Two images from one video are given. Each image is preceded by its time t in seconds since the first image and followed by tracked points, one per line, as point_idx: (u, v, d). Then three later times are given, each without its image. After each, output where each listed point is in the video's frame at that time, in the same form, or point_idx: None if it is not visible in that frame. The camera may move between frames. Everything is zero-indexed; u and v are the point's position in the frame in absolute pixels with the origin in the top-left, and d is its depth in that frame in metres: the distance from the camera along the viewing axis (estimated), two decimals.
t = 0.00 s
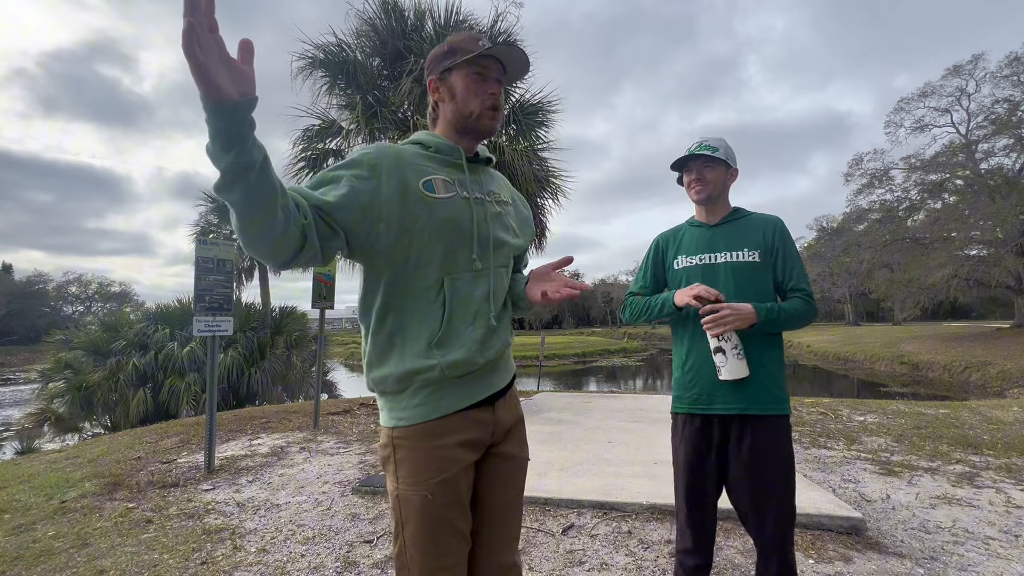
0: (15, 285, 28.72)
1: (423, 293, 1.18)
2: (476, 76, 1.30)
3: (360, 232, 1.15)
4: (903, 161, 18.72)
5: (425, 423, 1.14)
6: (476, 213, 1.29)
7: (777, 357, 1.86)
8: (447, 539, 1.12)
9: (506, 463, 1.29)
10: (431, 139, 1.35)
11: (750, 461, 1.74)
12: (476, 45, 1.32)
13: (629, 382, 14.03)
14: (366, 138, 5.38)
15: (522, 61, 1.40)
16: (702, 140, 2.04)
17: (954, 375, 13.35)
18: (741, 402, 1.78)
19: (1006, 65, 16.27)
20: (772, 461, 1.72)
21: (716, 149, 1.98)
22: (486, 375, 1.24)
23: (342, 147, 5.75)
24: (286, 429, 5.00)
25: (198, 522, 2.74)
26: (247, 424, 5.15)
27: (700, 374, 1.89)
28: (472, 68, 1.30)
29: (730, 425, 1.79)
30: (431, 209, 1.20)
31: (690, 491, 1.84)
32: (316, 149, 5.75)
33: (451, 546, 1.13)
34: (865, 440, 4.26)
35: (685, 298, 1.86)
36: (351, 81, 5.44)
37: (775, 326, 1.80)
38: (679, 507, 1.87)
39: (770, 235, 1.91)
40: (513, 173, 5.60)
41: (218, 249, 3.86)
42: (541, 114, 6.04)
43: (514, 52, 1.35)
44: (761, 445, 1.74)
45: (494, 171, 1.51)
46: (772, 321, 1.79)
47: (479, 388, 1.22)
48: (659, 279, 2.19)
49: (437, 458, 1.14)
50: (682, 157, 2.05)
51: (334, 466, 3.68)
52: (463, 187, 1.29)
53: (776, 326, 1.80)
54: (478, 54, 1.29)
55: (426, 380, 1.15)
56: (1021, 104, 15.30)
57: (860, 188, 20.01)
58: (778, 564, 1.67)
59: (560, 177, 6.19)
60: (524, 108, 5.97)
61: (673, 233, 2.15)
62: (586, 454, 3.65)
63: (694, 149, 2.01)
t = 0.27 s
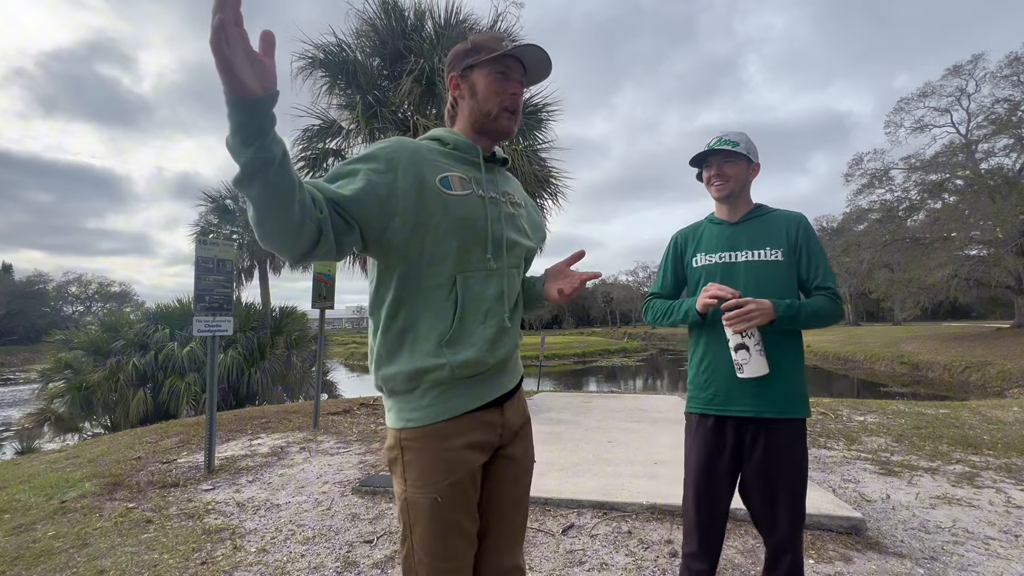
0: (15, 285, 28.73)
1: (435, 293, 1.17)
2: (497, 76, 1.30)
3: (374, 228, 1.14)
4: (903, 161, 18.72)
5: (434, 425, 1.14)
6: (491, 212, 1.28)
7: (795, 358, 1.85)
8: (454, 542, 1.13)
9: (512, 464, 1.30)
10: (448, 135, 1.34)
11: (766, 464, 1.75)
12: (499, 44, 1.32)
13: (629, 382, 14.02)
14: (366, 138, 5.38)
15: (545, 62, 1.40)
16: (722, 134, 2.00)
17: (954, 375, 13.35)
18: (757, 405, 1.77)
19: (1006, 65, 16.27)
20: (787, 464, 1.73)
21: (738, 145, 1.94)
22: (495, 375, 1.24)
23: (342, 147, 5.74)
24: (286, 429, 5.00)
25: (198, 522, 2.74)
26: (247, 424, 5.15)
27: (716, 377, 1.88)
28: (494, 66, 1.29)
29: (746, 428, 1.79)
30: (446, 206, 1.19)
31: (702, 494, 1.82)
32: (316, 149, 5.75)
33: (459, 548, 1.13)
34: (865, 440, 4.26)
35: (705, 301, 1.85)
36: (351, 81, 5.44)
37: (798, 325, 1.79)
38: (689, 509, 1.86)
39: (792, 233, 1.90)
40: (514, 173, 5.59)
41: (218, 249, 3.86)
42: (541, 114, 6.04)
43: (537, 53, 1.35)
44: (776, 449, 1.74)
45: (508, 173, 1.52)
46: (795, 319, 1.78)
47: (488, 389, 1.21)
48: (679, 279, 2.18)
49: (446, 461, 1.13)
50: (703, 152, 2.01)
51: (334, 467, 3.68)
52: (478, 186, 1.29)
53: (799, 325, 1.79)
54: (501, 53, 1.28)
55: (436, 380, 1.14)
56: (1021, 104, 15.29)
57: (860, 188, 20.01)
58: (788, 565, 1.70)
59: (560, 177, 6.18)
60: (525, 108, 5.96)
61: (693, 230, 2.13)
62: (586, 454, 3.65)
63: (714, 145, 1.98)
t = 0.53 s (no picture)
0: (15, 285, 28.75)
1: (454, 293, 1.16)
2: (513, 78, 1.29)
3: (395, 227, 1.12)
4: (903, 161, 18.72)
5: (453, 427, 1.12)
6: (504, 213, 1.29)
7: (812, 358, 1.84)
8: (473, 545, 1.12)
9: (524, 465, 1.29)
10: (460, 135, 1.32)
11: (779, 465, 1.75)
12: (515, 47, 1.32)
13: (629, 382, 14.03)
14: (366, 138, 5.38)
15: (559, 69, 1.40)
16: (738, 131, 2.00)
17: (954, 375, 13.35)
18: (769, 408, 1.76)
19: (1006, 65, 16.27)
20: (799, 466, 1.73)
21: (753, 141, 1.95)
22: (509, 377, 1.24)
23: (342, 147, 5.74)
24: (286, 429, 5.00)
25: (198, 522, 2.74)
26: (246, 424, 5.15)
27: (728, 378, 1.88)
28: (510, 68, 1.29)
29: (759, 430, 1.79)
30: (465, 207, 1.19)
31: (713, 496, 1.82)
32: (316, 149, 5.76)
33: (476, 550, 1.13)
34: (865, 440, 4.26)
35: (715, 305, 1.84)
36: (351, 82, 5.44)
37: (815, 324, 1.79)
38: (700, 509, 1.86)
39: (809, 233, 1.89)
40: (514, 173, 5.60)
41: (218, 249, 3.86)
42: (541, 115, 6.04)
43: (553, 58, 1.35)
44: (788, 451, 1.75)
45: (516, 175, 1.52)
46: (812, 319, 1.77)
47: (502, 391, 1.21)
48: (693, 279, 2.18)
49: (466, 463, 1.12)
50: (718, 150, 2.02)
51: (334, 466, 3.68)
52: (492, 187, 1.28)
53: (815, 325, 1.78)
54: (518, 55, 1.28)
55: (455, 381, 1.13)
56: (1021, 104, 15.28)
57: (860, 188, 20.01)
58: (795, 564, 1.72)
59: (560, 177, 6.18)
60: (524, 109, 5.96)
61: (707, 229, 2.13)
62: (586, 454, 3.65)
63: (729, 141, 1.99)
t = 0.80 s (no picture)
0: (15, 285, 28.76)
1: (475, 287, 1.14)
2: (535, 75, 1.28)
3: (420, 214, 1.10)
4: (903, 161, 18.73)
5: (470, 428, 1.12)
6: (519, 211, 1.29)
7: (822, 358, 1.84)
8: (483, 545, 1.12)
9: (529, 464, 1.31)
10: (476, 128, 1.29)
11: (787, 466, 1.75)
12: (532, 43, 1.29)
13: (629, 382, 14.03)
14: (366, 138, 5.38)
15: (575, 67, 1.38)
16: (752, 128, 2.01)
17: (954, 375, 13.35)
18: (778, 409, 1.76)
19: (1006, 65, 16.27)
20: (807, 468, 1.73)
21: (766, 140, 1.95)
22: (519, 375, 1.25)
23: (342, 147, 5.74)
24: (286, 429, 5.00)
25: (198, 522, 2.74)
26: (246, 424, 5.15)
27: (737, 378, 1.87)
28: (530, 66, 1.27)
29: (767, 432, 1.78)
30: (486, 201, 1.18)
31: (721, 497, 1.82)
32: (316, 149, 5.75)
33: (487, 550, 1.13)
34: (865, 440, 4.26)
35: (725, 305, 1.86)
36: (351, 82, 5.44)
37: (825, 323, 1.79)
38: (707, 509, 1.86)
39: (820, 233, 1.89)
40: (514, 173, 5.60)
41: (218, 249, 3.86)
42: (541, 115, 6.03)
43: (570, 55, 1.33)
44: (796, 452, 1.75)
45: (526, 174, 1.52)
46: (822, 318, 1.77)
47: (513, 390, 1.21)
48: (702, 279, 2.17)
49: (479, 463, 1.12)
50: (729, 148, 2.02)
51: (334, 466, 3.68)
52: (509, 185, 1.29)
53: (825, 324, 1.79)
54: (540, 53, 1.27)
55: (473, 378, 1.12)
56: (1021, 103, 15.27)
57: (860, 188, 20.02)
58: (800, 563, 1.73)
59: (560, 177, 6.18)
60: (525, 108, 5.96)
61: (716, 228, 2.12)
62: (586, 454, 3.65)
63: (742, 139, 1.99)
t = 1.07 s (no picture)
0: (15, 285, 28.75)
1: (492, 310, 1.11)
2: (547, 76, 1.25)
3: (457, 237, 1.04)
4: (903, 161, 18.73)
5: (462, 431, 1.10)
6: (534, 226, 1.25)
7: (827, 357, 1.84)
8: (474, 546, 1.11)
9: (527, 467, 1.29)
10: (491, 134, 1.23)
11: (793, 466, 1.75)
12: (545, 44, 1.26)
13: (629, 382, 14.03)
14: (366, 138, 5.38)
15: (586, 68, 1.36)
16: (759, 128, 2.01)
17: (954, 375, 13.35)
18: (785, 409, 1.76)
19: (1005, 65, 16.28)
20: (812, 467, 1.73)
21: (774, 139, 1.95)
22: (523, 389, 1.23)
23: (343, 147, 5.74)
24: (286, 429, 5.00)
25: (198, 522, 2.74)
26: (247, 425, 5.15)
27: (744, 379, 1.87)
28: (543, 66, 1.24)
29: (774, 431, 1.78)
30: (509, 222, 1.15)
31: (726, 497, 1.82)
32: (316, 149, 5.76)
33: (478, 551, 1.11)
34: (865, 440, 4.26)
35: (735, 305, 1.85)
36: (351, 82, 5.44)
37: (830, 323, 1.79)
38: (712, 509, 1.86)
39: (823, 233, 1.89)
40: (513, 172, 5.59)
41: (218, 249, 3.86)
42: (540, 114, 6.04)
43: (582, 56, 1.30)
44: (803, 452, 1.75)
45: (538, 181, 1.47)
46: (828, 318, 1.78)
47: (513, 405, 1.19)
48: (705, 278, 2.16)
49: (472, 464, 1.11)
50: (736, 147, 2.02)
51: (334, 466, 3.68)
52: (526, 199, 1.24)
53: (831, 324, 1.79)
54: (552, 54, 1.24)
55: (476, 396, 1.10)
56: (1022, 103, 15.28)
57: (860, 188, 20.02)
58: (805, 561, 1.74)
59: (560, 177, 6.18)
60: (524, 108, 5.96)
61: (720, 227, 2.11)
62: (586, 454, 3.65)
63: (750, 138, 1.98)
